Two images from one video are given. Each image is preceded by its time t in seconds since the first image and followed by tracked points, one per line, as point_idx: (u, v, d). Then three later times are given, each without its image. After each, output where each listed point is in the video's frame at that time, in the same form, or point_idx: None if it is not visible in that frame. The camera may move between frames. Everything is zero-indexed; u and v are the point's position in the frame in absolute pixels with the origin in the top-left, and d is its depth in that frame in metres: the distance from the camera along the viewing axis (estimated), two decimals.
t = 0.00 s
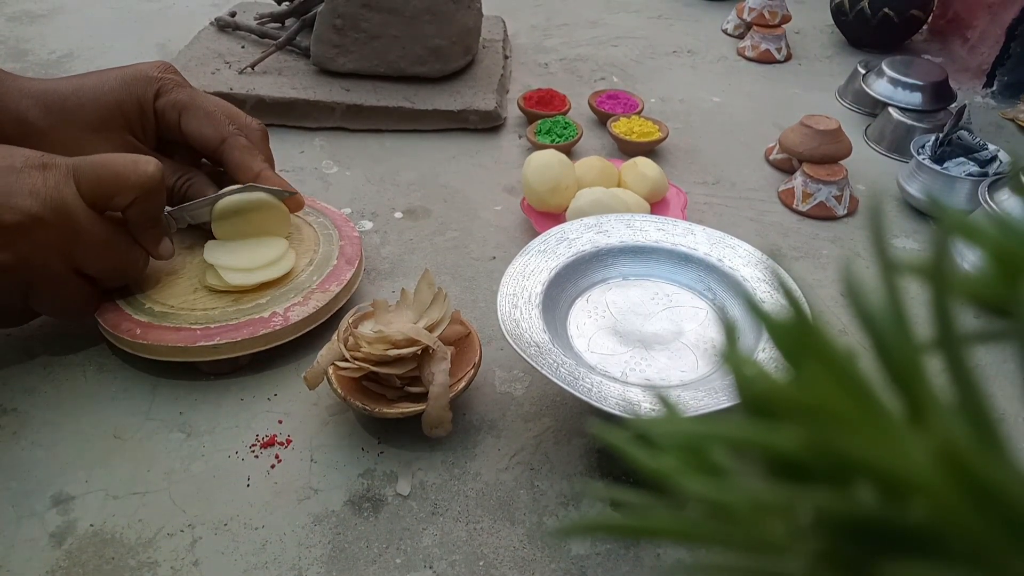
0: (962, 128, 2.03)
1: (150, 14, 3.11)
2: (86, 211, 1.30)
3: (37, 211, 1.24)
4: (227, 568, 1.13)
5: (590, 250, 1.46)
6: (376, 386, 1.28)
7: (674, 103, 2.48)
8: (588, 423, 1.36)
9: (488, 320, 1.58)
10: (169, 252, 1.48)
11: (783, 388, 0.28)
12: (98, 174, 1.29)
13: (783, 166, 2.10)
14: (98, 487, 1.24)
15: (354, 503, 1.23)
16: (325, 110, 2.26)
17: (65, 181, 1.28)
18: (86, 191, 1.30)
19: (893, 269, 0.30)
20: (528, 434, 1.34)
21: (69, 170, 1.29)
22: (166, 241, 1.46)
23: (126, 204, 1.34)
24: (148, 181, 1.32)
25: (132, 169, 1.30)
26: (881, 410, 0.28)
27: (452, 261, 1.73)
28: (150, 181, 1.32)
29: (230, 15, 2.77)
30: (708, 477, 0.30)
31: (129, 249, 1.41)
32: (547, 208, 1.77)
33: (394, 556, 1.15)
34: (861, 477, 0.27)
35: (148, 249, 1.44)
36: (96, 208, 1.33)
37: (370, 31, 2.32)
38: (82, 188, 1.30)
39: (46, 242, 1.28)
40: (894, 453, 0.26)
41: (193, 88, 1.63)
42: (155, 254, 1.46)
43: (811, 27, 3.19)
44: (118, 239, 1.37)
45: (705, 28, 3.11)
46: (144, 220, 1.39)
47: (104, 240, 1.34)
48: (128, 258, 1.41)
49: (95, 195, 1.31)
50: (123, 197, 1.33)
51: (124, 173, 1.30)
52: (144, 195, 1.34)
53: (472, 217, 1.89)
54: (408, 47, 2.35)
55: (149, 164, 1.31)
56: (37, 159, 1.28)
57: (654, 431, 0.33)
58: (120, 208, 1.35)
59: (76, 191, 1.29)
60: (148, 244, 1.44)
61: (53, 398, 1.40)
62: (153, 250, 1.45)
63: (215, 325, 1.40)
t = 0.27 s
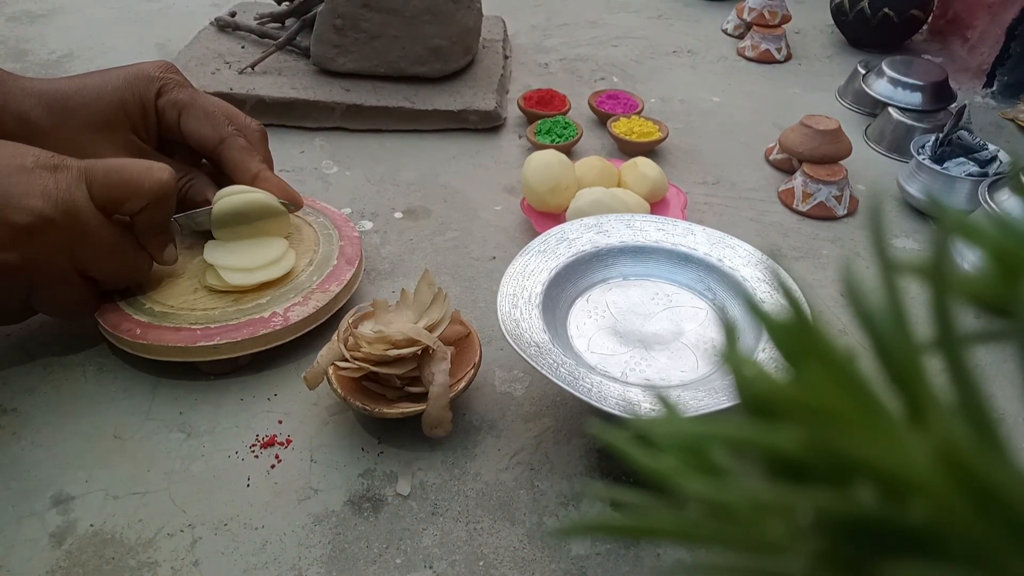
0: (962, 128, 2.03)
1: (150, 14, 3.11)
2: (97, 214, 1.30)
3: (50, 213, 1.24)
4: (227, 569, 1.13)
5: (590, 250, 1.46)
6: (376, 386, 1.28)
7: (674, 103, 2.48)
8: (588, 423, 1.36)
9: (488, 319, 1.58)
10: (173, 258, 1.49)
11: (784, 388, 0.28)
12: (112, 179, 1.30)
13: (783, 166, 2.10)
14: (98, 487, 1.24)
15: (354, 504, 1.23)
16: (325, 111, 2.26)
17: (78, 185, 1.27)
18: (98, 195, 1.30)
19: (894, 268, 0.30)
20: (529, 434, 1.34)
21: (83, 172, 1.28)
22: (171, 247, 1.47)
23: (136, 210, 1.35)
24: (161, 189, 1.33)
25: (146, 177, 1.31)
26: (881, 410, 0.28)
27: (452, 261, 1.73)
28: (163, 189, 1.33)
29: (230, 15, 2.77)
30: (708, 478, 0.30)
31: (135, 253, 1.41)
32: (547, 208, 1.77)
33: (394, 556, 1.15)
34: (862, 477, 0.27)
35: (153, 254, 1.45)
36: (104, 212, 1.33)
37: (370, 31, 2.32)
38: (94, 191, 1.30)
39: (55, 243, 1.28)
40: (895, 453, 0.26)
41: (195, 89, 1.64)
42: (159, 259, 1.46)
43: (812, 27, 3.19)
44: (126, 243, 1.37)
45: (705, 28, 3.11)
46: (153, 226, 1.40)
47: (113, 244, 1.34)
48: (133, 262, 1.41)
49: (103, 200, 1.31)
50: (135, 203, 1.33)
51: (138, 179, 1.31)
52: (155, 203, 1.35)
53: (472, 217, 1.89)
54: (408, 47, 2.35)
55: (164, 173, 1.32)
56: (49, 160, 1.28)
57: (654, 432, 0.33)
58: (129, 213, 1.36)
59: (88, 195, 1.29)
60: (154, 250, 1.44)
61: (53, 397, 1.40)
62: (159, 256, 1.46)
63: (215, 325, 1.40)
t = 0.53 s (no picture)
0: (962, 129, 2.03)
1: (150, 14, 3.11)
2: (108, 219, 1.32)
3: (63, 213, 1.25)
4: (228, 569, 1.13)
5: (590, 250, 1.46)
6: (376, 386, 1.28)
7: (674, 103, 2.48)
8: (588, 423, 1.36)
9: (489, 320, 1.58)
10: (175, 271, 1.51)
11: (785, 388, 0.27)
12: (126, 186, 1.32)
13: (783, 166, 2.10)
14: (98, 487, 1.24)
15: (354, 504, 1.23)
16: (325, 110, 2.26)
17: (91, 187, 1.29)
18: (109, 200, 1.32)
19: (894, 268, 0.30)
20: (529, 435, 1.34)
21: (97, 177, 1.31)
22: (174, 259, 1.50)
23: (146, 218, 1.37)
24: (173, 199, 1.36)
25: (161, 186, 1.35)
26: (881, 411, 0.28)
27: (452, 261, 1.73)
28: (175, 200, 1.36)
29: (230, 15, 2.77)
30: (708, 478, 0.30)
31: (139, 262, 1.42)
32: (547, 208, 1.77)
33: (394, 556, 1.15)
34: (862, 477, 0.27)
35: (155, 265, 1.46)
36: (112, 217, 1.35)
37: (370, 31, 2.32)
38: (105, 196, 1.32)
39: (64, 244, 1.28)
40: (895, 453, 0.26)
41: (202, 90, 1.64)
42: (161, 272, 1.48)
43: (812, 28, 3.19)
44: (132, 250, 1.39)
45: (705, 28, 3.11)
46: (160, 236, 1.42)
47: (120, 249, 1.35)
48: (136, 270, 1.42)
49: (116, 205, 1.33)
50: (146, 212, 1.36)
51: (152, 188, 1.34)
52: (166, 213, 1.38)
53: (472, 217, 1.89)
54: (408, 47, 2.35)
55: (179, 184, 1.37)
56: (62, 162, 1.30)
57: (654, 432, 0.33)
58: (137, 221, 1.38)
59: (100, 198, 1.31)
60: (157, 259, 1.46)
61: (53, 398, 1.40)
62: (161, 267, 1.48)
63: (215, 325, 1.40)
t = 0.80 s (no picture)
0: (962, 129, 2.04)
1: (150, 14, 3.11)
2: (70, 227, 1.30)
3: (21, 220, 1.24)
4: (228, 569, 1.13)
5: (590, 250, 1.46)
6: (376, 386, 1.28)
7: (674, 103, 2.48)
8: (588, 423, 1.36)
9: (489, 320, 1.58)
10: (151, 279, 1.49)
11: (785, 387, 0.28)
12: (88, 195, 1.30)
13: (782, 167, 2.10)
14: (98, 487, 1.24)
15: (354, 504, 1.23)
16: (325, 110, 2.26)
17: (51, 196, 1.27)
18: (72, 208, 1.30)
19: (894, 268, 0.30)
20: (528, 435, 1.34)
21: (60, 184, 1.29)
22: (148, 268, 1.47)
23: (110, 230, 1.34)
24: (134, 214, 1.32)
25: (121, 200, 1.31)
26: (880, 411, 0.28)
27: (452, 261, 1.73)
28: (136, 215, 1.32)
29: (230, 15, 2.77)
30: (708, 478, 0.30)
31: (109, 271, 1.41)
32: (548, 208, 1.77)
33: (394, 556, 1.15)
34: (862, 478, 0.27)
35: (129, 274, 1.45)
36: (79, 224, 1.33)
37: (371, 32, 2.32)
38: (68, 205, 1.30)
39: (23, 251, 1.27)
40: (894, 453, 0.26)
41: (197, 90, 1.64)
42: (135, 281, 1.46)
43: (812, 28, 3.19)
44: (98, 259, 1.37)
45: (705, 29, 3.11)
46: (129, 247, 1.39)
47: (83, 258, 1.34)
48: (106, 279, 1.40)
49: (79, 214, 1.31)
50: (108, 223, 1.33)
51: (111, 201, 1.31)
52: (128, 226, 1.34)
53: (472, 218, 1.89)
54: (408, 47, 2.35)
55: (140, 198, 1.32)
56: (30, 168, 1.29)
57: (654, 433, 0.33)
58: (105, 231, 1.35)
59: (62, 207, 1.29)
60: (132, 269, 1.44)
61: (53, 398, 1.40)
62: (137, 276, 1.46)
63: (215, 323, 1.40)
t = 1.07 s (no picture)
0: (962, 129, 2.04)
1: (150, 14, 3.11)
2: (45, 195, 1.28)
3: None
4: (228, 569, 1.13)
5: (590, 250, 1.46)
6: (376, 386, 1.28)
7: (674, 103, 2.48)
8: (588, 423, 1.36)
9: (489, 320, 1.58)
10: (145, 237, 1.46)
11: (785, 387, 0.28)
12: (55, 163, 1.26)
13: (782, 166, 2.10)
14: (98, 487, 1.24)
15: (354, 504, 1.23)
16: (325, 110, 2.26)
17: (19, 166, 1.25)
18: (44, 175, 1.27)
19: (894, 267, 0.30)
20: (528, 435, 1.34)
21: (28, 152, 1.25)
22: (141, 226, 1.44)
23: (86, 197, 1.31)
24: (101, 181, 1.27)
25: (86, 167, 1.25)
26: (881, 411, 0.28)
27: (452, 261, 1.73)
28: (103, 182, 1.27)
29: (230, 15, 2.77)
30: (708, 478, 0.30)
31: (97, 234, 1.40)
32: (548, 209, 1.77)
33: (394, 556, 1.15)
34: (863, 477, 0.27)
35: (122, 233, 1.42)
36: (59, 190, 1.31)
37: (370, 32, 2.32)
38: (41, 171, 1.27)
39: None
40: (895, 453, 0.26)
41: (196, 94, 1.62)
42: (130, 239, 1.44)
43: (812, 28, 3.19)
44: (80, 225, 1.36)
45: (705, 29, 3.11)
46: (111, 210, 1.36)
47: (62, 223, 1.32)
48: (94, 241, 1.40)
49: (31, 197, 1.26)
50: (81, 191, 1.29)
51: (77, 169, 1.25)
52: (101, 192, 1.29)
53: (472, 217, 1.89)
54: (408, 47, 2.34)
55: (104, 164, 1.26)
56: None
57: (654, 433, 0.33)
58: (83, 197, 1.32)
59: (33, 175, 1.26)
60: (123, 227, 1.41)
61: (52, 398, 1.40)
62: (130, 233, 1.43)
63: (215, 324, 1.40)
